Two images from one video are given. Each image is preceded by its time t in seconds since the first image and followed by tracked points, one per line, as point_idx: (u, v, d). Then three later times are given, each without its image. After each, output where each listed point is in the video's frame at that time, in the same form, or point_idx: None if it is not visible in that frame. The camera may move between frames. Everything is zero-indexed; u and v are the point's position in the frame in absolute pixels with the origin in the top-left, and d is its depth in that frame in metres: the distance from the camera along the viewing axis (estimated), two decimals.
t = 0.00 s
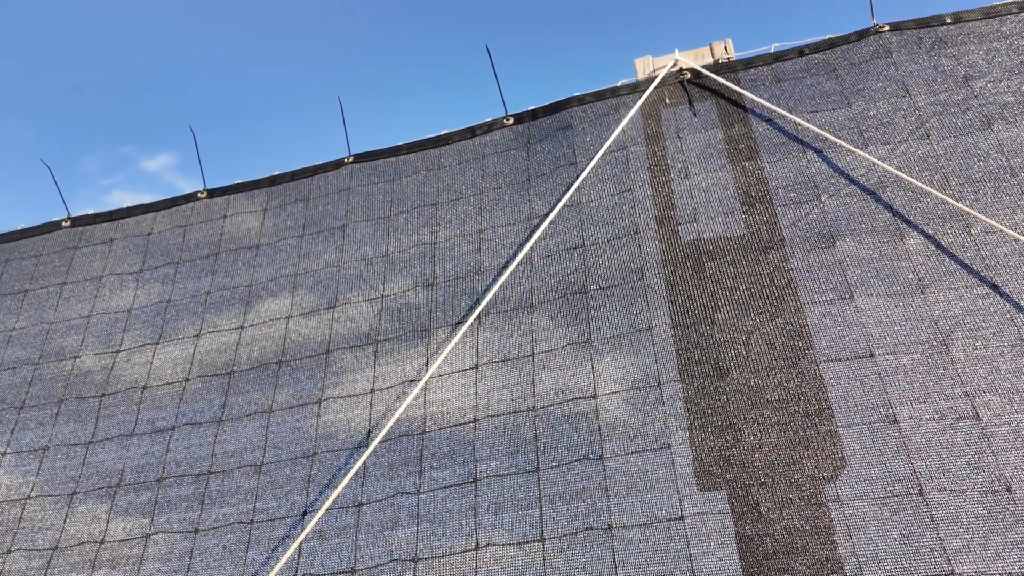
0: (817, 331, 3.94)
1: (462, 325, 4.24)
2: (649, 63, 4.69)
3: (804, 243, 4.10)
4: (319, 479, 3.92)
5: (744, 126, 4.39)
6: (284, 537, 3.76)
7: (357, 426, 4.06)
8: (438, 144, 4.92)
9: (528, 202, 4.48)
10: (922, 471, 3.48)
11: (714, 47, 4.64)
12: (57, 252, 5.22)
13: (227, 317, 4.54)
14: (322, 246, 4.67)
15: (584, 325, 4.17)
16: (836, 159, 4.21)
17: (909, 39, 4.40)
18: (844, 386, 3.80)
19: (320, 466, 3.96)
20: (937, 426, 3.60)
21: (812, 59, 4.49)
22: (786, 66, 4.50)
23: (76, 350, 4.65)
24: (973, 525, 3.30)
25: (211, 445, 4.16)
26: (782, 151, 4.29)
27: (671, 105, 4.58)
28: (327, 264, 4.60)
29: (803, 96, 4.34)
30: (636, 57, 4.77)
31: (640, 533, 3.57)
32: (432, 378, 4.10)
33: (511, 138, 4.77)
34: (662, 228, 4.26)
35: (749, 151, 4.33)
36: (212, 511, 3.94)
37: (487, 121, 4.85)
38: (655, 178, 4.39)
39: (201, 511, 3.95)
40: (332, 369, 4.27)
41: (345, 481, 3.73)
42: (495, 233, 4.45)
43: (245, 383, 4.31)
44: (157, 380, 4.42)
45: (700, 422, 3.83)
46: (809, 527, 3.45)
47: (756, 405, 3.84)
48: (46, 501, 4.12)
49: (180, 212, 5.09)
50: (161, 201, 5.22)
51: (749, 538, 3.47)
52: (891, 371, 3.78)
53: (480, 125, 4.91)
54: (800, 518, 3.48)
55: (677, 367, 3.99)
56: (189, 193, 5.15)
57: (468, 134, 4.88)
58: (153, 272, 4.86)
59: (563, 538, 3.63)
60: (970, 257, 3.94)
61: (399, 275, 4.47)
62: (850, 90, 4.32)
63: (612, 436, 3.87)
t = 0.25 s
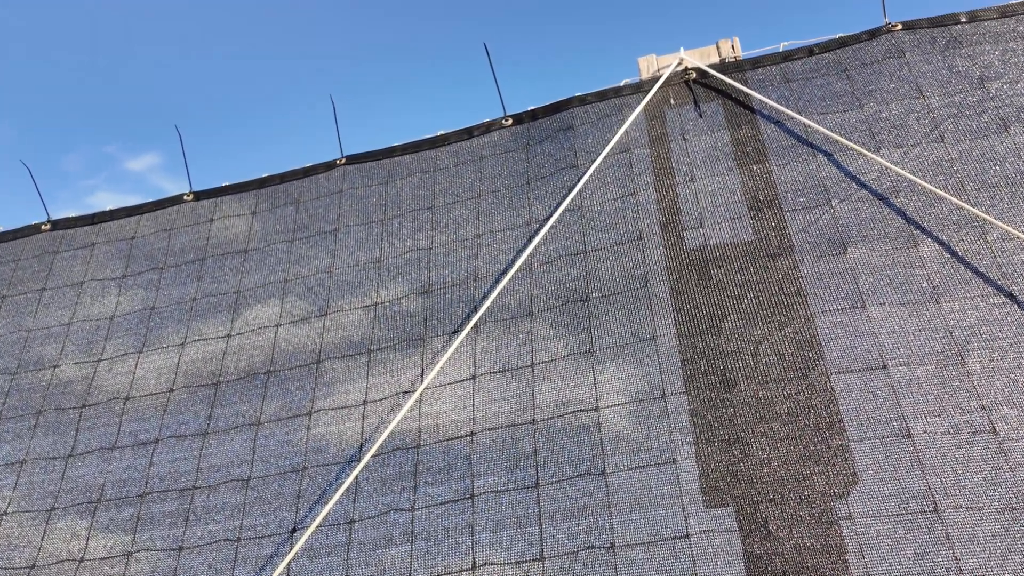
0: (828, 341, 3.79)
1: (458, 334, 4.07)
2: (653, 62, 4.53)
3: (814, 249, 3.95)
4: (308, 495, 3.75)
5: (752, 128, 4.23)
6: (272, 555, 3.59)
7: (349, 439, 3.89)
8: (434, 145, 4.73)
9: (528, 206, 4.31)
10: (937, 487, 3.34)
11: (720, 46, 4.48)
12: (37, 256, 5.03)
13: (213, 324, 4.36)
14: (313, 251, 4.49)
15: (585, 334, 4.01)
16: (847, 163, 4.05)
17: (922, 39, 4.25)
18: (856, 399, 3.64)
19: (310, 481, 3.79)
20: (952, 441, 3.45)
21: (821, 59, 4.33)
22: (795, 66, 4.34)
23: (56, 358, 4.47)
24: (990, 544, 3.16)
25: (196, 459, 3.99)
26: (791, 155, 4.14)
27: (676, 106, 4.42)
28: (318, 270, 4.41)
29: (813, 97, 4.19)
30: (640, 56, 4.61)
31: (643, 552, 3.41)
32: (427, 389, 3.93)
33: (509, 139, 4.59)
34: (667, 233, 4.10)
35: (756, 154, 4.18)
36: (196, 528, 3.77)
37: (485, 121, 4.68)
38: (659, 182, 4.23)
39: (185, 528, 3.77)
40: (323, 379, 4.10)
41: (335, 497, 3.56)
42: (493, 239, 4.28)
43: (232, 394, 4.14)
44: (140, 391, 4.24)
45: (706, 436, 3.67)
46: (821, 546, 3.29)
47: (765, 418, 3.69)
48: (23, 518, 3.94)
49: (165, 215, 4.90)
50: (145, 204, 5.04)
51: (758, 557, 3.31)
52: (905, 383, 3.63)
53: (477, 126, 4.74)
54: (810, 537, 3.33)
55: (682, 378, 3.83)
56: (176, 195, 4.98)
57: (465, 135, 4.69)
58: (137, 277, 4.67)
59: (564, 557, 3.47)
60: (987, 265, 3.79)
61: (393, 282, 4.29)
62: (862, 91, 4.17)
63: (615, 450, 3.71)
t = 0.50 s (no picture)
0: (834, 350, 3.69)
1: (455, 342, 3.96)
2: (655, 63, 4.42)
3: (820, 256, 3.85)
4: (300, 507, 3.64)
5: (757, 132, 4.12)
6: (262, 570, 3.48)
7: (342, 450, 3.77)
8: (431, 147, 4.61)
9: (527, 210, 4.19)
10: (947, 501, 3.24)
11: (723, 47, 4.37)
12: (22, 260, 4.90)
13: (203, 331, 4.24)
14: (306, 255, 4.37)
15: (586, 343, 3.90)
16: (854, 167, 3.95)
17: (930, 40, 4.15)
18: (863, 409, 3.55)
19: (301, 493, 3.68)
20: (962, 453, 3.35)
21: (827, 61, 4.23)
22: (800, 68, 4.23)
23: (41, 365, 4.35)
24: (1003, 560, 3.06)
25: (184, 470, 3.87)
26: (796, 159, 4.04)
27: (679, 109, 4.31)
28: (310, 275, 4.30)
29: (818, 100, 4.08)
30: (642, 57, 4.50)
31: (645, 567, 3.30)
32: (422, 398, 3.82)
33: (508, 141, 4.47)
34: (669, 239, 3.99)
35: (761, 158, 4.08)
36: (184, 541, 3.65)
37: (482, 123, 4.57)
38: (661, 186, 4.12)
39: (172, 542, 3.65)
40: (316, 388, 3.99)
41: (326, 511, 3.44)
42: (491, 244, 4.16)
43: (222, 404, 4.03)
44: (128, 400, 4.12)
45: (710, 447, 3.57)
46: (828, 562, 3.19)
47: (770, 429, 3.58)
48: (5, 531, 3.82)
49: (154, 218, 4.78)
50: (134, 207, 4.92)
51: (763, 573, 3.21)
52: (913, 394, 3.53)
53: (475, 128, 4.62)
54: (817, 552, 3.22)
55: (685, 388, 3.72)
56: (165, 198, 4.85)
57: (463, 136, 4.57)
58: (125, 281, 4.55)
59: (563, 573, 3.36)
60: (997, 272, 3.69)
61: (388, 288, 4.17)
62: (869, 94, 4.06)
63: (616, 462, 3.60)
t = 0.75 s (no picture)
0: (832, 358, 3.70)
1: (453, 349, 3.95)
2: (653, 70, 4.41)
3: (818, 263, 3.85)
4: (297, 514, 3.63)
5: (754, 139, 4.12)
6: None
7: (339, 456, 3.77)
8: (430, 154, 4.60)
9: (525, 216, 4.19)
10: (944, 509, 3.24)
11: (722, 54, 4.37)
12: (19, 265, 4.89)
13: (201, 337, 4.23)
14: (304, 261, 4.36)
15: (584, 350, 3.91)
16: (852, 175, 3.96)
17: (927, 49, 4.17)
18: (861, 417, 3.55)
19: (299, 500, 3.67)
20: (959, 461, 3.35)
21: (825, 69, 4.23)
22: (798, 76, 4.23)
23: (38, 371, 4.33)
24: (1000, 568, 3.06)
25: (182, 476, 3.86)
26: (794, 166, 4.04)
27: (677, 116, 4.31)
28: (308, 281, 4.29)
29: (816, 107, 4.08)
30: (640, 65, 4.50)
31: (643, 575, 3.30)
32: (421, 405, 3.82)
33: (506, 148, 4.47)
34: (667, 246, 4.00)
35: (759, 165, 4.07)
36: (181, 548, 3.64)
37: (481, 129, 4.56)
38: (659, 193, 4.12)
39: (170, 548, 3.64)
40: (314, 395, 3.98)
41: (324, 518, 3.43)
42: (489, 250, 4.15)
43: (220, 410, 4.02)
44: (125, 406, 4.11)
45: (708, 455, 3.57)
46: (826, 569, 3.19)
47: (768, 437, 3.59)
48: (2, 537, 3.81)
49: (153, 224, 4.78)
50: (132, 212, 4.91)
51: None
52: (910, 401, 3.54)
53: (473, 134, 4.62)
54: (815, 559, 3.23)
55: (683, 395, 3.73)
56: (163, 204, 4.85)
57: (461, 143, 4.57)
58: (123, 287, 4.55)
59: None
60: (994, 280, 3.70)
61: (386, 294, 4.17)
62: (866, 102, 4.07)
63: (614, 469, 3.61)
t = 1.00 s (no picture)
0: (828, 366, 3.72)
1: (451, 357, 3.96)
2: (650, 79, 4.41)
3: (814, 272, 3.86)
4: (296, 522, 3.64)
5: (751, 148, 4.12)
6: None
7: (337, 464, 3.78)
8: (428, 162, 4.60)
9: (523, 225, 4.19)
10: (939, 517, 3.25)
11: (719, 63, 4.37)
12: (18, 271, 4.89)
13: (199, 344, 4.23)
14: (303, 269, 4.37)
15: (582, 358, 3.91)
16: (848, 184, 3.96)
17: (923, 59, 4.18)
18: (857, 425, 3.57)
19: (297, 508, 3.68)
20: (954, 470, 3.37)
21: (822, 78, 4.24)
22: (795, 85, 4.23)
23: (37, 378, 4.34)
24: None
25: (180, 484, 3.86)
26: (790, 175, 4.04)
27: (674, 124, 4.31)
28: (307, 288, 4.30)
29: (813, 116, 4.08)
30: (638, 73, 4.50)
31: None
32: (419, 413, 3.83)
33: (504, 156, 4.48)
34: (665, 255, 4.00)
35: (755, 174, 4.07)
36: (179, 556, 3.64)
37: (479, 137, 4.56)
38: (656, 202, 4.11)
39: (168, 555, 3.65)
40: (313, 403, 3.99)
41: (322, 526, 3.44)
42: (487, 258, 4.16)
43: (218, 417, 4.03)
44: (123, 413, 4.12)
45: (705, 463, 3.59)
46: None
47: (764, 445, 3.60)
48: None
49: (151, 231, 4.78)
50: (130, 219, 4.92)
51: None
52: (907, 410, 3.55)
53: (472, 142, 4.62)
54: (811, 567, 3.24)
55: (680, 404, 3.74)
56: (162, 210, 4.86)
57: (460, 151, 4.57)
58: (122, 294, 4.55)
59: None
60: (989, 289, 3.72)
61: (384, 302, 4.18)
62: (863, 111, 4.08)
63: (612, 477, 3.62)
